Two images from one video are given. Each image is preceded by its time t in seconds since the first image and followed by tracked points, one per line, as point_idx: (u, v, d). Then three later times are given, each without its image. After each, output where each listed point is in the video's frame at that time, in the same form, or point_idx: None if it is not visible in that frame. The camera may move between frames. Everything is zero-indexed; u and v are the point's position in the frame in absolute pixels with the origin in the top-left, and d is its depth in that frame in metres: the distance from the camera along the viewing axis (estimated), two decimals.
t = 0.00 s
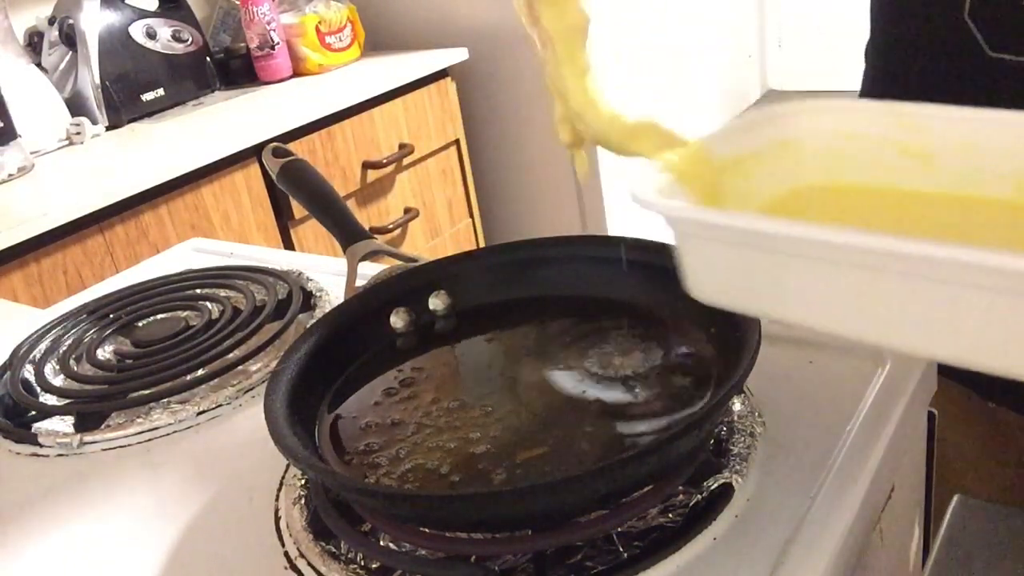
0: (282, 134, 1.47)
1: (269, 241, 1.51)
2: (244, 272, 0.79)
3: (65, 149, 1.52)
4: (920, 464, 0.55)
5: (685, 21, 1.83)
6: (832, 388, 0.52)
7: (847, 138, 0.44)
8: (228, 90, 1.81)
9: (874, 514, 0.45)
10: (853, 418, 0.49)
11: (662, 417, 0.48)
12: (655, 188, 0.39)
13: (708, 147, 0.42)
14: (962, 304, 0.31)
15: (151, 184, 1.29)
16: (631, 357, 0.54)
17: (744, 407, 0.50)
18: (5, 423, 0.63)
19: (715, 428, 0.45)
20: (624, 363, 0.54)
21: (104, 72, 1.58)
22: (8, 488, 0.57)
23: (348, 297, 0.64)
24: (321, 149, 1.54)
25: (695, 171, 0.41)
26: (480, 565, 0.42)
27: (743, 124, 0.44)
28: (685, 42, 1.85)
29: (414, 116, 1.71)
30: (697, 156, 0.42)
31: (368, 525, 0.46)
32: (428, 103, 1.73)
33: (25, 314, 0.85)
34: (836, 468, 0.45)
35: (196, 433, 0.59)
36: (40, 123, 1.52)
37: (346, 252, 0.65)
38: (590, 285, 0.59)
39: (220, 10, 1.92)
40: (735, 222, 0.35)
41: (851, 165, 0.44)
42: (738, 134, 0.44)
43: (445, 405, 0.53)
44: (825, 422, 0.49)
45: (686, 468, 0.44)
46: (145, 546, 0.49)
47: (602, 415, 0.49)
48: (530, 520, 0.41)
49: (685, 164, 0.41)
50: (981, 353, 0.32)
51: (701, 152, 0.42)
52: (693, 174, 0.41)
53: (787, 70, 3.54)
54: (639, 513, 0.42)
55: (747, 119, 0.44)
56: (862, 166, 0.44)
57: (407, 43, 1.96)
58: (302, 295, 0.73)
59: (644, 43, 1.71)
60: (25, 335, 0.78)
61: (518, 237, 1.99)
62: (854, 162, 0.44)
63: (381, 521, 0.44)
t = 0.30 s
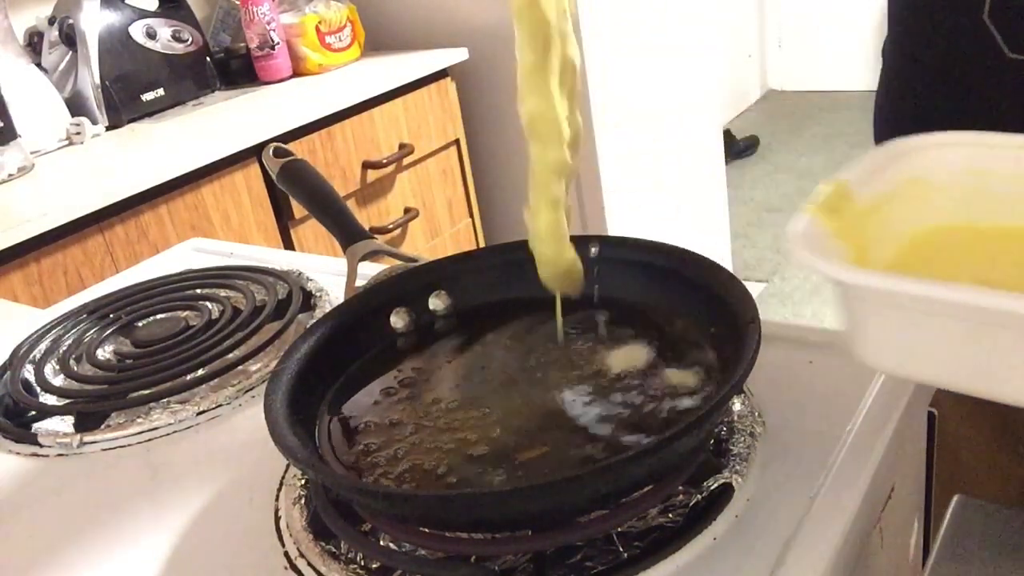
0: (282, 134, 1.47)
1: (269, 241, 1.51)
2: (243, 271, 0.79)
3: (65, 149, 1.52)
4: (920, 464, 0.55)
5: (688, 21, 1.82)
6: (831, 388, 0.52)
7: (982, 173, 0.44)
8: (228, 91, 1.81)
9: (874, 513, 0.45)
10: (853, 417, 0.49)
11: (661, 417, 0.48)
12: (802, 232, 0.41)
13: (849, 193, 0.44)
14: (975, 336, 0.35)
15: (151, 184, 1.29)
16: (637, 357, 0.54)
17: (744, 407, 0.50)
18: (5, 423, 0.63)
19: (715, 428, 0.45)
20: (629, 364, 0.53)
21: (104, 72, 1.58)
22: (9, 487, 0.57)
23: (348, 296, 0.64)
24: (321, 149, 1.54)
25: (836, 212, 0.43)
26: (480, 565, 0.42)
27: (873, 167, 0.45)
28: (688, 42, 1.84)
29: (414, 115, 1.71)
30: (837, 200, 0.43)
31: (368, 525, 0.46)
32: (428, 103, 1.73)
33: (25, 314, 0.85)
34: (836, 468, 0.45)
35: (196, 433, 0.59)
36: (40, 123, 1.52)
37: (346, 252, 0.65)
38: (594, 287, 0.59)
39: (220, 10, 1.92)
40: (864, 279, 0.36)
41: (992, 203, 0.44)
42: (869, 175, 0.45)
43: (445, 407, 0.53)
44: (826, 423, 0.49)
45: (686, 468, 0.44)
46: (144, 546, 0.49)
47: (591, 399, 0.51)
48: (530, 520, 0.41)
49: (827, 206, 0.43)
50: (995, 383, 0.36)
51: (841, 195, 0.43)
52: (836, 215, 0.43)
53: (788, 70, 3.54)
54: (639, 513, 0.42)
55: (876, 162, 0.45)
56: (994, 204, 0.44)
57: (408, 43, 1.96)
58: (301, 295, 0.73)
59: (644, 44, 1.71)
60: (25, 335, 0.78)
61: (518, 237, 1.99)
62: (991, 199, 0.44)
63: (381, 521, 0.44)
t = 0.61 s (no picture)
0: (282, 134, 1.47)
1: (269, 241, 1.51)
2: (244, 272, 0.79)
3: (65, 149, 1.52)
4: (920, 464, 0.55)
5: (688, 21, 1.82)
6: (831, 388, 0.52)
7: None
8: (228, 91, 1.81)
9: (874, 513, 0.45)
10: (852, 418, 0.49)
11: (661, 417, 0.48)
12: (925, 253, 0.45)
13: (956, 209, 0.49)
14: None
15: (151, 185, 1.29)
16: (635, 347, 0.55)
17: (745, 406, 0.50)
18: (5, 424, 0.63)
19: (715, 428, 0.45)
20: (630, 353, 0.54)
21: (104, 72, 1.58)
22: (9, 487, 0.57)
23: (348, 296, 0.64)
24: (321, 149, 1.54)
25: (949, 225, 0.48)
26: (480, 565, 0.42)
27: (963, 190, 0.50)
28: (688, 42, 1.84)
29: (415, 115, 1.71)
30: (947, 214, 0.49)
31: (368, 525, 0.46)
32: (428, 103, 1.73)
33: (25, 314, 0.84)
34: (835, 468, 0.45)
35: (195, 433, 0.59)
36: (40, 123, 1.52)
37: (347, 251, 0.65)
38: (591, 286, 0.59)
39: (219, 10, 1.92)
40: (975, 298, 0.40)
41: None
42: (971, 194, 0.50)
43: (445, 405, 0.53)
44: (826, 423, 0.49)
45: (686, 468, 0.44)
46: (144, 546, 0.49)
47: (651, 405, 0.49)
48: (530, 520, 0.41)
49: (940, 224, 0.48)
50: None
51: (949, 213, 0.49)
52: (948, 230, 0.48)
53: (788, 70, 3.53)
54: (639, 513, 0.42)
55: (965, 180, 0.51)
56: None
57: (407, 44, 1.96)
58: (302, 295, 0.73)
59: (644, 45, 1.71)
60: (25, 335, 0.78)
61: (517, 237, 1.99)
62: None
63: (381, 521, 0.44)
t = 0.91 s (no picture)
0: (282, 134, 1.47)
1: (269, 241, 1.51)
2: (244, 272, 0.79)
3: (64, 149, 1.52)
4: (920, 463, 0.55)
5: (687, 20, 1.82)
6: (831, 388, 0.52)
7: None
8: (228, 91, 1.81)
9: (874, 514, 0.45)
10: (853, 418, 0.49)
11: (666, 420, 0.48)
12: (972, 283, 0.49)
13: (1002, 236, 0.52)
14: None
15: (151, 184, 1.29)
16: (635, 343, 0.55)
17: (745, 406, 0.50)
18: (6, 424, 0.63)
19: (715, 428, 0.45)
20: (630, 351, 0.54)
21: (104, 72, 1.58)
22: (8, 487, 0.57)
23: (348, 296, 0.64)
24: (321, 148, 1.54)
25: (995, 252, 0.51)
26: (480, 565, 0.42)
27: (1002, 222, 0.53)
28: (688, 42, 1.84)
29: (414, 115, 1.71)
30: (993, 242, 0.52)
31: (368, 525, 0.46)
32: (428, 103, 1.73)
33: (25, 314, 0.85)
34: (836, 468, 0.45)
35: (195, 434, 0.59)
36: (40, 123, 1.52)
37: (347, 252, 0.65)
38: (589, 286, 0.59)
39: (219, 10, 1.92)
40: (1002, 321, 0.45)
41: None
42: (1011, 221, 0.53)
43: (444, 404, 0.53)
44: (826, 423, 0.49)
45: (686, 468, 0.44)
46: (143, 546, 0.49)
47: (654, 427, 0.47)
48: (530, 520, 0.41)
49: (987, 252, 0.51)
50: None
51: (994, 240, 0.52)
52: (995, 257, 0.51)
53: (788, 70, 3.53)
54: (639, 514, 0.42)
55: (1005, 205, 0.55)
56: None
57: (408, 44, 1.96)
58: (302, 295, 0.73)
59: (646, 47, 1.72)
60: (25, 335, 0.78)
61: (517, 237, 1.99)
62: None
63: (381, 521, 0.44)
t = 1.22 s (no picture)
0: (282, 134, 1.47)
1: (269, 241, 1.51)
2: (243, 271, 0.79)
3: (64, 149, 1.52)
4: (920, 465, 0.55)
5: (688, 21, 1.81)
6: (831, 388, 0.52)
7: None
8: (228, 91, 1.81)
9: (874, 513, 0.45)
10: (852, 418, 0.49)
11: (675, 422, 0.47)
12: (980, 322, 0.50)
13: (1009, 268, 0.51)
14: None
15: (151, 184, 1.29)
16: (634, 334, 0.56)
17: (744, 406, 0.50)
18: (5, 423, 0.63)
19: (715, 428, 0.45)
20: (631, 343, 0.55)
21: (104, 72, 1.58)
22: (9, 487, 0.57)
23: (348, 296, 0.64)
24: (321, 149, 1.54)
25: (1004, 288, 0.50)
26: (480, 565, 0.42)
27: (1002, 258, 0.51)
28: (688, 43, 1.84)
29: (414, 115, 1.71)
30: (1000, 278, 0.51)
31: (368, 525, 0.46)
32: (427, 103, 1.73)
33: (25, 314, 0.85)
34: (835, 467, 0.45)
35: (196, 433, 0.59)
36: (40, 123, 1.52)
37: (347, 252, 0.65)
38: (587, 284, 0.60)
39: (220, 10, 1.92)
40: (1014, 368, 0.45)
41: None
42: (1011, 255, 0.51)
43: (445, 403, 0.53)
44: (825, 424, 0.49)
45: (686, 468, 0.44)
46: (145, 546, 0.49)
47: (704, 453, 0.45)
48: (530, 519, 0.41)
49: (995, 288, 0.51)
50: None
51: (1000, 276, 0.51)
52: (1005, 293, 0.50)
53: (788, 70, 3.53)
54: (640, 513, 0.42)
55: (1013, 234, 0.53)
56: None
57: (408, 44, 1.96)
58: (302, 295, 0.73)
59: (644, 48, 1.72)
60: (25, 336, 0.78)
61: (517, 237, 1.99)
62: None
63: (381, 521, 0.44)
